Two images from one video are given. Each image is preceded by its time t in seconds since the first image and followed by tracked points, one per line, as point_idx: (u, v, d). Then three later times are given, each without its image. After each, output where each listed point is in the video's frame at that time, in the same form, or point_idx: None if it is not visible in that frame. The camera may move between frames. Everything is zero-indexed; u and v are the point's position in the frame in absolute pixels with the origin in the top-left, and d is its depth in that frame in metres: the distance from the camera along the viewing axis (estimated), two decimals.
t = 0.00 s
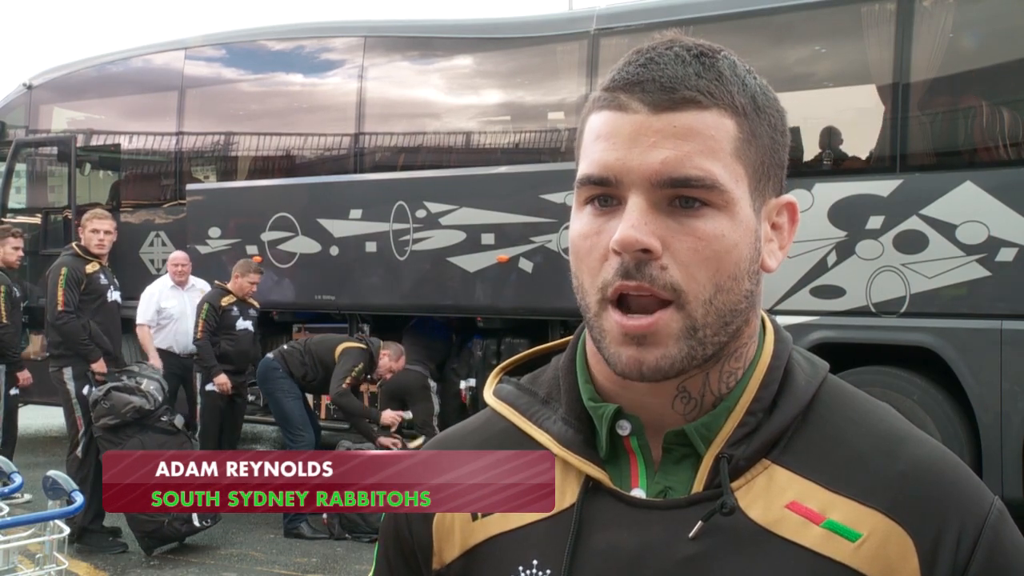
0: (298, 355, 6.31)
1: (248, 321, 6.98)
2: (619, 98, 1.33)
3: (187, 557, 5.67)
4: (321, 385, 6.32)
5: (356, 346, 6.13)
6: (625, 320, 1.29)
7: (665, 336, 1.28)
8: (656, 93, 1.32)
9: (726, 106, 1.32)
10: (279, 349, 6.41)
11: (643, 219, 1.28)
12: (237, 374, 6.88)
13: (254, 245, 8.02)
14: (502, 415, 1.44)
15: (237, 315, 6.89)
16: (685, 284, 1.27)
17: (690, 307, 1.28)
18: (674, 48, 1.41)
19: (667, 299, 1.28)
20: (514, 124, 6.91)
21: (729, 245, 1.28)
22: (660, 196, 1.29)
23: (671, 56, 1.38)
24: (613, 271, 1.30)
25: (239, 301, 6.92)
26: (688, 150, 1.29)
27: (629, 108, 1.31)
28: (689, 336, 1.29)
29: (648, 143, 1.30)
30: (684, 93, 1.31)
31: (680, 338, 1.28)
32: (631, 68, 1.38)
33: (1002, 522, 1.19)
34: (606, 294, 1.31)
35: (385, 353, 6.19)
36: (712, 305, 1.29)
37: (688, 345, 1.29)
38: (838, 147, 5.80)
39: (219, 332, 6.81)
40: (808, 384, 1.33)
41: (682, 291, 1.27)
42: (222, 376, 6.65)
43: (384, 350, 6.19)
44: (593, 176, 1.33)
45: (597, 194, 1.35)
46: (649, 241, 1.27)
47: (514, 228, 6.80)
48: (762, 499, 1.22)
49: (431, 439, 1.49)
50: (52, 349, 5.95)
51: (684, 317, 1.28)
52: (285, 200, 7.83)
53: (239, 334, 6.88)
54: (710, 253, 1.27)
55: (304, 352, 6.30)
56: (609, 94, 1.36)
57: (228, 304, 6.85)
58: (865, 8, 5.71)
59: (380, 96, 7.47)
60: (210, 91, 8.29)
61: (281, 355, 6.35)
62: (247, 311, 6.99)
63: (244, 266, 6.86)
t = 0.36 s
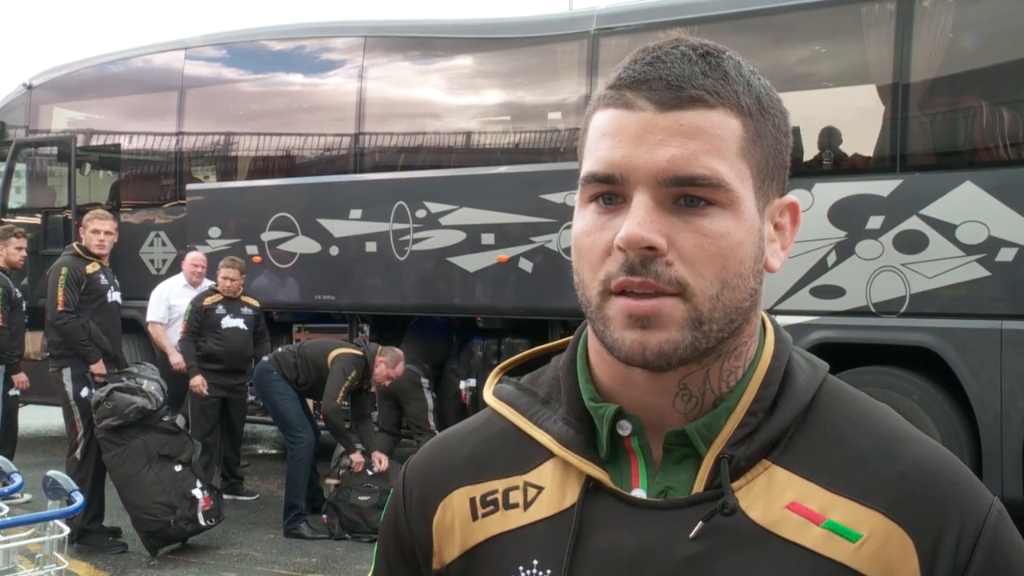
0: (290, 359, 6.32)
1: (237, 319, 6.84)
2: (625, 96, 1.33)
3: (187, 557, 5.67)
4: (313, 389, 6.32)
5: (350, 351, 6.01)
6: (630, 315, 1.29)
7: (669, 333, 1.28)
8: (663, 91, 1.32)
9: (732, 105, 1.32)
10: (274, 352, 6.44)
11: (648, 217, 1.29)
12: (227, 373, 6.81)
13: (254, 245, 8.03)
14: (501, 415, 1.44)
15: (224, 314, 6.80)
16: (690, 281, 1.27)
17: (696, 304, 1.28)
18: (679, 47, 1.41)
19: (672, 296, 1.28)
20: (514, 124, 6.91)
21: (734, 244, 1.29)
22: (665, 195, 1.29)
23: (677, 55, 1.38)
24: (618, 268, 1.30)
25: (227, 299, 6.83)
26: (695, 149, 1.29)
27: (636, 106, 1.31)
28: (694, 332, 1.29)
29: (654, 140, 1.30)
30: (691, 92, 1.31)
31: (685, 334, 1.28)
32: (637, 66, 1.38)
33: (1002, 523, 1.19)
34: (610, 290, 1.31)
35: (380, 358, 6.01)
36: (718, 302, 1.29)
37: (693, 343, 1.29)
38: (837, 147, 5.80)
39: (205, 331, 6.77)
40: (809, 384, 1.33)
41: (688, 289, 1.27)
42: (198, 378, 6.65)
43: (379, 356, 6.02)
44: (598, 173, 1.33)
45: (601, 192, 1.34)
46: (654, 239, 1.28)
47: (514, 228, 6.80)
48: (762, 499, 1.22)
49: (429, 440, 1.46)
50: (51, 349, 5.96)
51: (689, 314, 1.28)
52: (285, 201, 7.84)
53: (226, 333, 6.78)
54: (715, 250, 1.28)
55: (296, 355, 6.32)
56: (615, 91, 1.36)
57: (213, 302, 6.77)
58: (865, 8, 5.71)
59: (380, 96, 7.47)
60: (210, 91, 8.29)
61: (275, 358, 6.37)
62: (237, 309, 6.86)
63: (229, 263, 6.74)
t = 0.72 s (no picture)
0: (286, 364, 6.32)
1: (210, 319, 6.74)
2: (610, 93, 1.35)
3: (187, 557, 5.67)
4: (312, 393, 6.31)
5: (346, 363, 5.97)
6: (609, 311, 1.29)
7: (649, 329, 1.28)
8: (645, 87, 1.32)
9: (716, 102, 1.32)
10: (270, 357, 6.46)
11: (627, 212, 1.29)
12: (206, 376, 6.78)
13: (254, 245, 8.04)
14: (500, 416, 1.43)
15: (195, 314, 6.74)
16: (668, 276, 1.27)
17: (675, 300, 1.27)
18: (670, 46, 1.41)
19: (651, 291, 1.28)
20: (514, 124, 6.91)
21: (715, 240, 1.28)
22: (646, 191, 1.29)
23: (665, 53, 1.39)
24: (598, 263, 1.30)
25: (200, 299, 6.77)
26: (675, 145, 1.29)
27: (619, 103, 1.32)
28: (674, 329, 1.28)
29: (635, 137, 1.30)
30: (673, 89, 1.31)
31: (665, 330, 1.28)
32: (625, 64, 1.39)
33: (1000, 524, 1.19)
34: (591, 287, 1.31)
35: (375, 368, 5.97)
36: (698, 298, 1.28)
37: (675, 340, 1.29)
38: (837, 147, 5.80)
39: (181, 334, 6.76)
40: (807, 385, 1.32)
41: (666, 284, 1.27)
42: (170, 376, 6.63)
43: (374, 365, 5.97)
44: (582, 170, 1.34)
45: (586, 189, 1.35)
46: (632, 234, 1.28)
47: (514, 229, 6.80)
48: (760, 501, 1.22)
49: (428, 439, 1.46)
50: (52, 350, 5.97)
51: (669, 309, 1.27)
52: (285, 201, 7.84)
53: (196, 334, 6.73)
54: (695, 247, 1.27)
55: (292, 358, 6.32)
56: (602, 90, 1.37)
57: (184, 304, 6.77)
58: (865, 8, 5.71)
59: (380, 96, 7.47)
60: (210, 91, 8.29)
61: (271, 362, 6.40)
62: (211, 309, 6.76)
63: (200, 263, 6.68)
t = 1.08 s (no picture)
0: (286, 364, 6.33)
1: (198, 323, 6.79)
2: (607, 92, 1.35)
3: (187, 557, 5.67)
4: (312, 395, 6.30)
5: (345, 363, 5.99)
6: (604, 312, 1.29)
7: (643, 330, 1.28)
8: (643, 87, 1.32)
9: (713, 102, 1.32)
10: (270, 358, 6.46)
11: (622, 213, 1.29)
12: (192, 378, 6.84)
13: (254, 245, 8.05)
14: (497, 417, 1.43)
15: (184, 318, 6.79)
16: (663, 277, 1.26)
17: (669, 300, 1.27)
18: (669, 45, 1.41)
19: (645, 291, 1.27)
20: (514, 124, 6.91)
21: (711, 241, 1.28)
22: (642, 191, 1.29)
23: (664, 52, 1.39)
24: (593, 263, 1.30)
25: (190, 302, 6.81)
26: (672, 145, 1.29)
27: (616, 103, 1.32)
28: (667, 329, 1.28)
29: (631, 137, 1.30)
30: (670, 89, 1.31)
31: (660, 331, 1.28)
32: (623, 63, 1.39)
33: (999, 527, 1.19)
34: (586, 287, 1.31)
35: (375, 371, 5.96)
36: (693, 299, 1.28)
37: (670, 340, 1.28)
38: (837, 147, 5.80)
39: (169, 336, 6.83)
40: (805, 387, 1.32)
41: (661, 285, 1.26)
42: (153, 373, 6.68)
43: (374, 368, 5.96)
44: (579, 170, 1.34)
45: (583, 188, 1.35)
46: (628, 234, 1.28)
47: (514, 228, 6.80)
48: (757, 504, 1.22)
49: (424, 441, 1.46)
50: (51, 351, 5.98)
51: (663, 310, 1.27)
52: (285, 201, 7.84)
53: (184, 337, 6.79)
54: (690, 248, 1.27)
55: (291, 360, 6.33)
56: (601, 89, 1.37)
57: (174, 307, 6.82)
58: (865, 8, 5.71)
59: (380, 96, 7.47)
60: (210, 91, 8.28)
61: (271, 363, 6.40)
62: (200, 311, 6.80)
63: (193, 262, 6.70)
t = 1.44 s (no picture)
0: (285, 366, 6.35)
1: (194, 331, 6.79)
2: (608, 91, 1.35)
3: (187, 557, 5.67)
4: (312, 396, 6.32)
5: (347, 364, 6.03)
6: (604, 312, 1.29)
7: (643, 330, 1.27)
8: (644, 85, 1.32)
9: (715, 101, 1.32)
10: (270, 359, 6.48)
11: (623, 212, 1.29)
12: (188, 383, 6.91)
13: (254, 245, 8.05)
14: (496, 418, 1.43)
15: (181, 324, 6.80)
16: (664, 277, 1.26)
17: (670, 300, 1.27)
18: (670, 44, 1.41)
19: (646, 291, 1.27)
20: (514, 124, 6.91)
21: (711, 240, 1.28)
22: (642, 190, 1.29)
23: (666, 51, 1.38)
24: (593, 263, 1.30)
25: (190, 308, 6.80)
26: (673, 144, 1.29)
27: (617, 101, 1.32)
28: (667, 329, 1.28)
29: (632, 136, 1.30)
30: (671, 87, 1.31)
31: (660, 331, 1.27)
32: (624, 62, 1.39)
33: (1000, 528, 1.19)
34: (587, 287, 1.31)
35: (375, 372, 5.99)
36: (694, 298, 1.27)
37: (670, 341, 1.28)
38: (837, 147, 5.80)
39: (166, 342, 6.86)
40: (806, 388, 1.32)
41: (662, 284, 1.26)
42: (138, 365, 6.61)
43: (374, 369, 5.99)
44: (580, 169, 1.34)
45: (584, 187, 1.35)
46: (629, 233, 1.28)
47: (514, 229, 6.80)
48: (757, 505, 1.22)
49: (423, 442, 1.46)
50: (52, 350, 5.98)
51: (663, 309, 1.27)
52: (285, 201, 7.85)
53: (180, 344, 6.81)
54: (691, 247, 1.27)
55: (291, 362, 6.35)
56: (602, 88, 1.37)
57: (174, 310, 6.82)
58: (865, 8, 5.71)
59: (380, 96, 7.47)
60: (211, 90, 8.28)
61: (271, 365, 6.42)
62: (197, 319, 6.80)
63: (194, 267, 6.64)
